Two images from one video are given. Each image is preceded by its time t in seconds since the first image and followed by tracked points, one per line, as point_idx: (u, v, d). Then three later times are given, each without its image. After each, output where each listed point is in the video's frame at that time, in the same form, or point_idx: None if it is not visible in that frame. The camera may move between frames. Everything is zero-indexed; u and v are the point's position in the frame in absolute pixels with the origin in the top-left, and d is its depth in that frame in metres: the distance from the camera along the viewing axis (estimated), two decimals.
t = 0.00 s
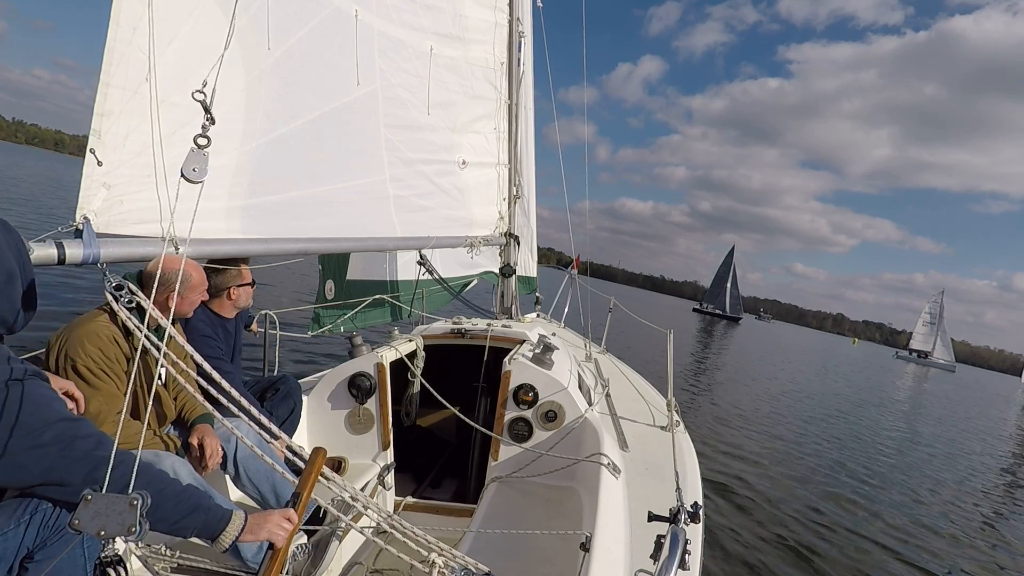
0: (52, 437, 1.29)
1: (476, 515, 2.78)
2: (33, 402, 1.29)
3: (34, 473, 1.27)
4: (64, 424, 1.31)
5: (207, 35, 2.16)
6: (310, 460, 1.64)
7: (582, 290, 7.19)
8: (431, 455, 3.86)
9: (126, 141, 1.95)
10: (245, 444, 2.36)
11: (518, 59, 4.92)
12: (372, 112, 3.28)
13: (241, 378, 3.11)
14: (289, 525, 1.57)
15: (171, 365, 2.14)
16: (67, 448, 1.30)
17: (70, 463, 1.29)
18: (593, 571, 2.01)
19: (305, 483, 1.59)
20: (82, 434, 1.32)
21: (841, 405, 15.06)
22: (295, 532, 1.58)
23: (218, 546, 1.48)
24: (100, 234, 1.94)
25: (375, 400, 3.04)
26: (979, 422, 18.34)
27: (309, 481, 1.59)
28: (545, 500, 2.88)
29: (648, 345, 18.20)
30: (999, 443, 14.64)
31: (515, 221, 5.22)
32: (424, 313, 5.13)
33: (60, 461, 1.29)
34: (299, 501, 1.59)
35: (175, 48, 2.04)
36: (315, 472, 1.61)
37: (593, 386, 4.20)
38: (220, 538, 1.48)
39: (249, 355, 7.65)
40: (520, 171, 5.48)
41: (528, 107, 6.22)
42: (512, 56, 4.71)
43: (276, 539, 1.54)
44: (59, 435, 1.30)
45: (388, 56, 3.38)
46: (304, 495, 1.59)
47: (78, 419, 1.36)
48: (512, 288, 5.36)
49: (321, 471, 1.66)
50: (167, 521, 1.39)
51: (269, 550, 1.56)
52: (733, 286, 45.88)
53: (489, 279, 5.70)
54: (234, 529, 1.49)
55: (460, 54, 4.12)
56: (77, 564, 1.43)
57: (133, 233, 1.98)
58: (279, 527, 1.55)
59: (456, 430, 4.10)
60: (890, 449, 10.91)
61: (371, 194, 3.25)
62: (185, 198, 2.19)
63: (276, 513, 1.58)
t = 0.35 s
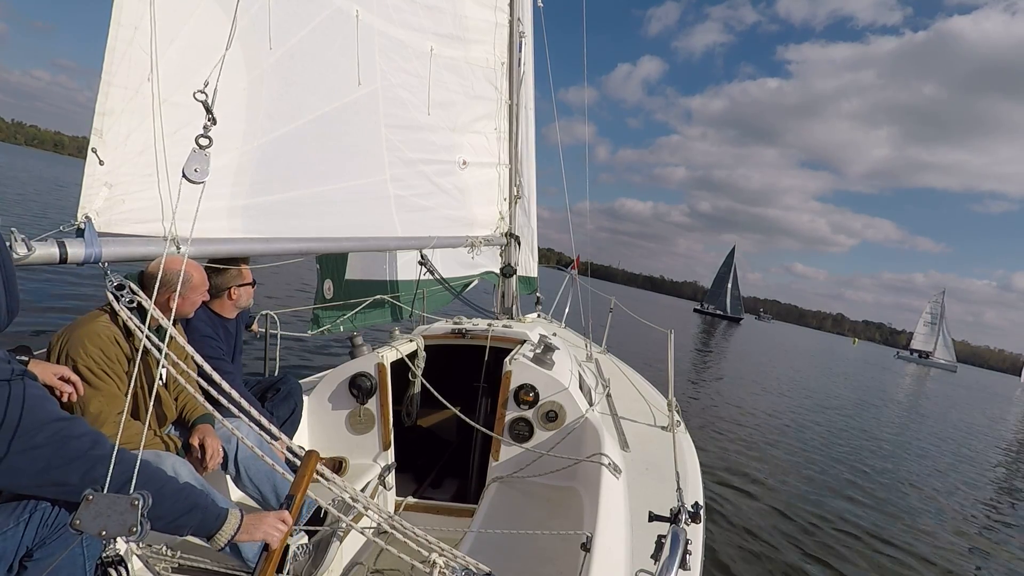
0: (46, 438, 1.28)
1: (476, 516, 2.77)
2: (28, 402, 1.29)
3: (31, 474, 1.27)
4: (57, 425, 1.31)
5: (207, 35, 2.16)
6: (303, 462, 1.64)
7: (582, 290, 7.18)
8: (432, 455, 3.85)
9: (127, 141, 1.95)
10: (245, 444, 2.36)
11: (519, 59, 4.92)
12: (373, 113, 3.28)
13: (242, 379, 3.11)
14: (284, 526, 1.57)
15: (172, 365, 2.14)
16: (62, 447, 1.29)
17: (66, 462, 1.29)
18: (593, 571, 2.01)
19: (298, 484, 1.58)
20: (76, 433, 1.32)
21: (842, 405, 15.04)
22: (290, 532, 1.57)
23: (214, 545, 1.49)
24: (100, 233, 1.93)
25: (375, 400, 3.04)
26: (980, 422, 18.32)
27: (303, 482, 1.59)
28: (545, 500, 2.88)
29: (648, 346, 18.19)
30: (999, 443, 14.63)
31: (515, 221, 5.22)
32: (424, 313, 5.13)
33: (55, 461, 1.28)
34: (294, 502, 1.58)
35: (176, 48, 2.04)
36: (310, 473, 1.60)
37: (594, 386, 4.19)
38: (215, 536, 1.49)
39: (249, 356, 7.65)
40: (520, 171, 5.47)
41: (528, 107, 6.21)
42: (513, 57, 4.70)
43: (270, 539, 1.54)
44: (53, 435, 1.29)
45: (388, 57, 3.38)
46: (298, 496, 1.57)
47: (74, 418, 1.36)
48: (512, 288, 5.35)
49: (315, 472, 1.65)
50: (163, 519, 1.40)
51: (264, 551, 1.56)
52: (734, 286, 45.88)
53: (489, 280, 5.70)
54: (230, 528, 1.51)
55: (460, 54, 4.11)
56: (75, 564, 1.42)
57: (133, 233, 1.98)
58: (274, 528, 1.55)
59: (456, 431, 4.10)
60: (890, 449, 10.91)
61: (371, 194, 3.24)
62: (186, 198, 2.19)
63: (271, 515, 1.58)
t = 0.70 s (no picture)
0: (38, 439, 1.28)
1: (476, 516, 2.77)
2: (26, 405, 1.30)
3: (24, 474, 1.27)
4: (50, 425, 1.31)
5: (207, 36, 2.16)
6: (303, 461, 1.64)
7: (582, 290, 7.18)
8: (432, 455, 3.85)
9: (127, 142, 1.95)
10: (246, 444, 2.36)
11: (519, 59, 4.92)
12: (373, 112, 3.27)
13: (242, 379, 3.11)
14: (283, 525, 1.57)
15: (172, 365, 2.14)
16: (54, 448, 1.29)
17: (60, 462, 1.29)
18: (593, 571, 2.01)
19: (298, 484, 1.58)
20: (69, 434, 1.32)
21: (842, 406, 15.05)
22: (290, 532, 1.58)
23: (212, 543, 1.49)
24: (100, 235, 1.93)
25: (375, 400, 3.03)
26: (979, 422, 18.33)
27: (302, 482, 1.59)
28: (545, 500, 2.88)
29: (648, 346, 18.19)
30: (999, 444, 14.63)
31: (515, 221, 5.21)
32: (424, 314, 5.13)
33: (47, 462, 1.28)
34: (294, 502, 1.58)
35: (176, 49, 2.04)
36: (309, 472, 1.60)
37: (594, 386, 4.19)
38: (214, 534, 1.50)
39: (249, 356, 7.64)
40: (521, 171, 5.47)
41: (529, 107, 6.21)
42: (513, 57, 4.70)
43: (270, 538, 1.54)
44: (46, 435, 1.29)
45: (388, 56, 3.38)
46: (298, 496, 1.58)
47: (66, 419, 1.36)
48: (512, 288, 5.35)
49: (315, 472, 1.66)
50: (160, 519, 1.41)
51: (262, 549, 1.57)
52: (734, 287, 45.89)
53: (489, 280, 5.70)
54: (229, 526, 1.50)
55: (460, 54, 4.11)
56: (69, 565, 1.43)
57: (133, 234, 1.98)
58: (273, 527, 1.55)
59: (456, 431, 4.10)
60: (890, 449, 10.91)
61: (371, 195, 3.24)
62: (186, 199, 2.19)
63: (270, 513, 1.58)
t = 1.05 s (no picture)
0: (37, 436, 1.28)
1: (476, 515, 2.77)
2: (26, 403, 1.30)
3: (21, 473, 1.27)
4: (48, 424, 1.31)
5: (208, 37, 2.16)
6: (303, 461, 1.64)
7: (582, 290, 7.18)
8: (432, 455, 3.85)
9: (128, 143, 1.95)
10: (245, 445, 2.36)
11: (519, 59, 4.91)
12: (373, 112, 3.27)
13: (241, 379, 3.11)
14: (283, 524, 1.57)
15: (172, 366, 2.14)
16: (52, 446, 1.29)
17: (57, 461, 1.29)
18: (593, 571, 2.01)
19: (298, 483, 1.58)
20: (68, 433, 1.32)
21: (842, 406, 15.04)
22: (290, 531, 1.58)
23: (213, 541, 1.49)
24: (100, 236, 1.93)
25: (375, 400, 3.03)
26: (979, 422, 18.34)
27: (302, 481, 1.59)
28: (545, 500, 2.88)
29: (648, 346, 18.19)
30: (1000, 444, 14.62)
31: (515, 221, 5.21)
32: (424, 313, 5.12)
33: (45, 460, 1.28)
34: (293, 501, 1.58)
35: (178, 51, 2.04)
36: (308, 472, 1.60)
37: (594, 386, 4.19)
38: (214, 532, 1.50)
39: (249, 356, 7.64)
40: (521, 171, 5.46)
41: (529, 107, 6.21)
42: (513, 56, 4.70)
43: (270, 537, 1.55)
44: (44, 434, 1.29)
45: (388, 56, 3.38)
46: (298, 495, 1.57)
47: (64, 418, 1.36)
48: (512, 288, 5.35)
49: (314, 471, 1.66)
50: (160, 516, 1.41)
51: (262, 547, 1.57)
52: (734, 287, 45.89)
53: (489, 280, 5.70)
54: (229, 523, 1.50)
55: (460, 54, 4.11)
56: (66, 566, 1.41)
57: (132, 235, 1.98)
58: (273, 525, 1.55)
59: (456, 431, 4.10)
60: (890, 449, 10.91)
61: (371, 195, 3.24)
62: (186, 199, 2.18)
63: (270, 511, 1.58)
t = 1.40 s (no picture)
0: (40, 437, 1.28)
1: (476, 516, 2.77)
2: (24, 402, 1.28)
3: (20, 474, 1.26)
4: (52, 425, 1.30)
5: (210, 36, 2.16)
6: (303, 461, 1.64)
7: (582, 290, 7.17)
8: (432, 455, 3.85)
9: (129, 143, 1.95)
10: (245, 445, 2.36)
11: (520, 59, 4.91)
12: (373, 112, 3.27)
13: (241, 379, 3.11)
14: (284, 525, 1.57)
15: (172, 366, 2.14)
16: (55, 447, 1.29)
17: (59, 462, 1.29)
18: (593, 571, 2.01)
19: (298, 483, 1.58)
20: (71, 434, 1.32)
21: (842, 406, 15.05)
22: (290, 531, 1.58)
23: (214, 543, 1.49)
24: (100, 236, 1.94)
25: (375, 400, 3.03)
26: (979, 423, 18.34)
27: (302, 481, 1.59)
28: (545, 500, 2.88)
29: (648, 346, 18.19)
30: (999, 445, 14.62)
31: (515, 221, 5.21)
32: (424, 314, 5.12)
33: (48, 461, 1.28)
34: (294, 501, 1.58)
35: (180, 51, 2.04)
36: (309, 473, 1.60)
37: (594, 386, 4.19)
38: (215, 535, 1.50)
39: (249, 356, 7.64)
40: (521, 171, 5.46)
41: (529, 107, 6.21)
42: (513, 57, 4.70)
43: (271, 538, 1.55)
44: (47, 434, 1.29)
45: (388, 56, 3.37)
46: (298, 495, 1.58)
47: (67, 420, 1.36)
48: (512, 288, 5.35)
49: (314, 471, 1.66)
50: (160, 519, 1.41)
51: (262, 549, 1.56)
52: (734, 287, 45.90)
53: (489, 280, 5.70)
54: (230, 526, 1.51)
55: (460, 54, 4.10)
56: (65, 569, 1.41)
57: (133, 235, 1.98)
58: (274, 526, 1.56)
59: (456, 430, 4.10)
60: (890, 450, 10.92)
61: (371, 195, 3.24)
62: (186, 199, 2.18)
63: (271, 512, 1.59)
